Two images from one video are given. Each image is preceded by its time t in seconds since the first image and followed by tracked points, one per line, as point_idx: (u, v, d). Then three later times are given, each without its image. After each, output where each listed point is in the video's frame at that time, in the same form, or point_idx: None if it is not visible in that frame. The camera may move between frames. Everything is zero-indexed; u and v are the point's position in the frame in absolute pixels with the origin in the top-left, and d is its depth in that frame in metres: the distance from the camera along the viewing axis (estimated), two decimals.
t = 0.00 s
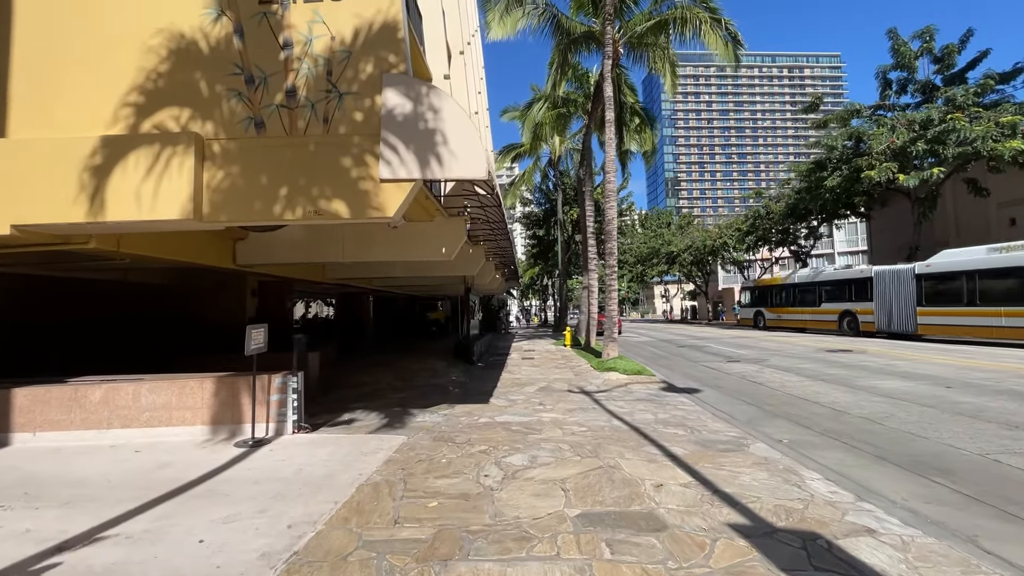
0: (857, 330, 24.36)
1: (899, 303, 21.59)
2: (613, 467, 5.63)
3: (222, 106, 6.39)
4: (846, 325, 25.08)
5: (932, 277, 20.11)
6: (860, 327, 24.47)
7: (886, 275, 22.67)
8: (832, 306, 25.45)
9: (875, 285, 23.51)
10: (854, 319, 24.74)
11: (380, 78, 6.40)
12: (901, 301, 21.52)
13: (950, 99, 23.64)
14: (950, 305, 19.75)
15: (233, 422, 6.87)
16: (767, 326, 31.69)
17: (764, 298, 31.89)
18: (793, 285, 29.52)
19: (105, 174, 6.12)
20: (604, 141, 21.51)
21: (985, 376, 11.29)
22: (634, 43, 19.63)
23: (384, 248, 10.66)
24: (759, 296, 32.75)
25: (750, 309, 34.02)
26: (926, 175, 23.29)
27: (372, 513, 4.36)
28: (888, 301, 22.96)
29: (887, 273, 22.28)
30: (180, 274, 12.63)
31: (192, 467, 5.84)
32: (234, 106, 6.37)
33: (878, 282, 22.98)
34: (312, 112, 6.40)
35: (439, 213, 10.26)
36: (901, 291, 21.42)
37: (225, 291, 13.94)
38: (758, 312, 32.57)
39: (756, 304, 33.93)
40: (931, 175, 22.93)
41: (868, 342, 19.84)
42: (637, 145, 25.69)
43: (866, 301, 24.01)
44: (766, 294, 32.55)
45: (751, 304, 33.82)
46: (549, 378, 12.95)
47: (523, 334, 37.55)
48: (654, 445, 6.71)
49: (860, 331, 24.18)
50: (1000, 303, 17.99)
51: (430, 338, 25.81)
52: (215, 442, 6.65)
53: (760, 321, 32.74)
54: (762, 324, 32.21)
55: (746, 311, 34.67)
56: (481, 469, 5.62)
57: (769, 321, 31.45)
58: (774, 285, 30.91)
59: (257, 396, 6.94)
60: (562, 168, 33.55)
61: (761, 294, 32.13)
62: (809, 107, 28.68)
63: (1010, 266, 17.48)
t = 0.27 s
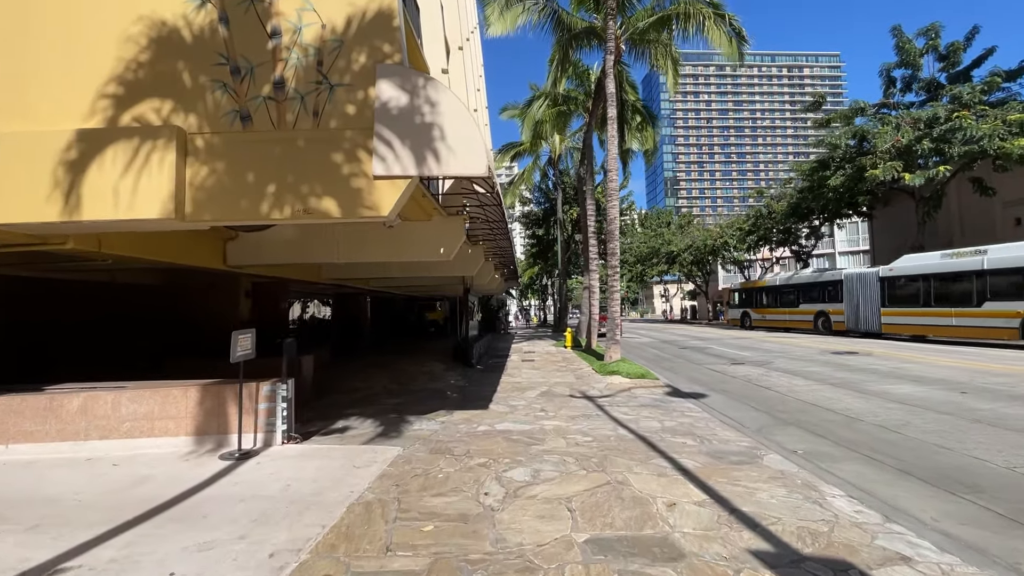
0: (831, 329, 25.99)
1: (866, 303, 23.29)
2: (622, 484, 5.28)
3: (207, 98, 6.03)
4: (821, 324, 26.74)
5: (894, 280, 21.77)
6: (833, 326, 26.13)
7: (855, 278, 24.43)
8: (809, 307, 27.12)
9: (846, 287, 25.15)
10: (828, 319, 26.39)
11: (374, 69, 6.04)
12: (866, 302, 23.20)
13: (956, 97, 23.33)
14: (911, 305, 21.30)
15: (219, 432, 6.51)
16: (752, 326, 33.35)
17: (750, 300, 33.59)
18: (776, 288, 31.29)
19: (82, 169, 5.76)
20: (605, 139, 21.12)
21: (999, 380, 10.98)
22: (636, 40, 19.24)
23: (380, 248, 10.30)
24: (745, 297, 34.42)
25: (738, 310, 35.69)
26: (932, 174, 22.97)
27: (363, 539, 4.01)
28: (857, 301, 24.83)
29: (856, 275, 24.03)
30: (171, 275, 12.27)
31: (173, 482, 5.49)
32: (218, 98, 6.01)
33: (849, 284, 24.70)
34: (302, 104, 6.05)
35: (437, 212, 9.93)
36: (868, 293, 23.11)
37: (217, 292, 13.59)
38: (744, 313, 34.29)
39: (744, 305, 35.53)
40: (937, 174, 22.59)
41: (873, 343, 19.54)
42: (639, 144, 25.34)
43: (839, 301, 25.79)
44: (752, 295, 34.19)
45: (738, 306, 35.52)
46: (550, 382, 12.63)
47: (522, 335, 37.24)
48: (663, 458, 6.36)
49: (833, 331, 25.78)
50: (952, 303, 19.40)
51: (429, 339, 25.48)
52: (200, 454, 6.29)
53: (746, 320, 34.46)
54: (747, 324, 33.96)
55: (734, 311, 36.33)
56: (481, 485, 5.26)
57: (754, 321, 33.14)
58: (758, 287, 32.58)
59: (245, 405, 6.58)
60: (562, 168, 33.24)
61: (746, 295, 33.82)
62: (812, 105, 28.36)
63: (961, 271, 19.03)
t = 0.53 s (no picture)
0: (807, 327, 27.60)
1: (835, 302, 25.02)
2: (626, 492, 4.92)
3: (185, 80, 5.65)
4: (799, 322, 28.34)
5: (860, 281, 23.42)
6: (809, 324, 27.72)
7: (826, 278, 26.23)
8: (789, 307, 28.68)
9: (820, 288, 26.73)
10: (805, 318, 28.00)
11: (363, 49, 5.67)
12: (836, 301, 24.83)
13: (960, 93, 23.06)
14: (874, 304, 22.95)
15: (198, 436, 6.15)
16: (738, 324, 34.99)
17: (736, 300, 35.26)
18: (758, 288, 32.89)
19: (50, 155, 5.38)
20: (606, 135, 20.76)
21: (1011, 380, 10.69)
22: (637, 33, 18.87)
23: (373, 243, 9.93)
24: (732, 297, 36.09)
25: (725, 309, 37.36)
26: (936, 171, 22.67)
27: (345, 556, 3.65)
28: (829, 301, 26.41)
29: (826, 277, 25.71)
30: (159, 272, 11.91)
31: (146, 490, 5.12)
32: (196, 81, 5.64)
33: (822, 285, 26.34)
34: (285, 87, 5.68)
35: (432, 206, 9.58)
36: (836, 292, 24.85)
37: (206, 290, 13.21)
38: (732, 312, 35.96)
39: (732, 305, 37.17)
40: (942, 170, 22.29)
41: (877, 342, 19.25)
42: (639, 140, 25.02)
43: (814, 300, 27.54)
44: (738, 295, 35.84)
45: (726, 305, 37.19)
46: (549, 381, 12.30)
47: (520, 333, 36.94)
48: (669, 463, 6.00)
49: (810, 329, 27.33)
50: (908, 303, 21.05)
51: (426, 338, 25.13)
52: (177, 459, 5.92)
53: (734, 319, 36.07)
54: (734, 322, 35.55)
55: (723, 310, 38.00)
56: (476, 494, 4.90)
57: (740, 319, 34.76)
58: (743, 288, 34.24)
59: (226, 407, 6.23)
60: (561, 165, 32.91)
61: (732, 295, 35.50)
62: (814, 102, 28.05)
63: (915, 272, 20.70)
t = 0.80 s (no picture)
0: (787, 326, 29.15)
1: (807, 302, 26.69)
2: (631, 509, 4.56)
3: (158, 64, 5.27)
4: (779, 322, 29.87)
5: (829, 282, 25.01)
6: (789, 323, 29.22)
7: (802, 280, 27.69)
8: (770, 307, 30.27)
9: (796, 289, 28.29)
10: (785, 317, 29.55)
11: (348, 31, 5.30)
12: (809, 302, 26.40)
13: (965, 90, 22.76)
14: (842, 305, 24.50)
15: (173, 445, 5.77)
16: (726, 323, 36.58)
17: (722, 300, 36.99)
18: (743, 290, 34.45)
19: (11, 144, 4.99)
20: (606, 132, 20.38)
21: None
22: (637, 28, 18.55)
23: (365, 241, 9.55)
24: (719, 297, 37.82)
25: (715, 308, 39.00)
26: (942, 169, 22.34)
27: None
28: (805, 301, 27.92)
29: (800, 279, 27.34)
30: (145, 271, 11.52)
31: (112, 505, 4.74)
32: (170, 65, 5.25)
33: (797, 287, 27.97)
34: (265, 72, 5.30)
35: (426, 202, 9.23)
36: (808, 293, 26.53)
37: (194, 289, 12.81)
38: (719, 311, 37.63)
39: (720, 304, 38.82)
40: (947, 168, 21.97)
41: (881, 343, 18.94)
42: (639, 138, 24.67)
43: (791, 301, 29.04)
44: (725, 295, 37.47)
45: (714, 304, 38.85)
46: (547, 384, 11.96)
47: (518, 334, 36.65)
48: (676, 474, 5.63)
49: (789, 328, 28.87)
50: (869, 305, 22.63)
51: (423, 338, 24.77)
52: (149, 471, 5.55)
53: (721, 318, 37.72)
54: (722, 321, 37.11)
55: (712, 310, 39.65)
56: (468, 511, 4.52)
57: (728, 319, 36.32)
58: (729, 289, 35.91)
59: (204, 414, 5.86)
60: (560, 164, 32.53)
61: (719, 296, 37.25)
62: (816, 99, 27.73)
63: (871, 276, 22.39)
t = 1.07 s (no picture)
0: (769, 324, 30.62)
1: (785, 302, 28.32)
2: (640, 523, 4.21)
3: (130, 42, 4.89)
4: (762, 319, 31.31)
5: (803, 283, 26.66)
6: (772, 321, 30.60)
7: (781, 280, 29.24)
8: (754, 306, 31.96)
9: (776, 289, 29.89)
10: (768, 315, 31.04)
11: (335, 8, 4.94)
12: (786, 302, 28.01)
13: (970, 86, 22.44)
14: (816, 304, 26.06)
15: (149, 452, 5.41)
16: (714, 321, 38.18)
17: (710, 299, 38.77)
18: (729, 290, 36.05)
19: None
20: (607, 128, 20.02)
21: None
22: (639, 22, 18.19)
23: (358, 237, 9.18)
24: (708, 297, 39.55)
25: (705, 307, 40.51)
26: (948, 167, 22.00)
27: None
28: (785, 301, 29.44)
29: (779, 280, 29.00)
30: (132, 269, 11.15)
31: (77, 518, 4.37)
32: (143, 44, 4.88)
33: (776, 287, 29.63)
34: (245, 52, 4.94)
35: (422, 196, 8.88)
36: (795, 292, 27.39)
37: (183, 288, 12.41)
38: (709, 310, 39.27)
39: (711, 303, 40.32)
40: (953, 166, 21.63)
41: (887, 343, 18.62)
42: (640, 135, 24.31)
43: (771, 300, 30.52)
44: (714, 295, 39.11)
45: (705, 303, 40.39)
46: (547, 385, 11.62)
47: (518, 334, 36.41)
48: (686, 484, 5.28)
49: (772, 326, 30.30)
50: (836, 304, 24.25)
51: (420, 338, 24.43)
52: (122, 480, 5.18)
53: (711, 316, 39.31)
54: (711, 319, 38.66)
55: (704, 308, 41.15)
56: (464, 526, 4.16)
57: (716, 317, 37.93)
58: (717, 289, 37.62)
59: (182, 419, 5.49)
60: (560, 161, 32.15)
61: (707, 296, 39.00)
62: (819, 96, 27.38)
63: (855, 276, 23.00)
